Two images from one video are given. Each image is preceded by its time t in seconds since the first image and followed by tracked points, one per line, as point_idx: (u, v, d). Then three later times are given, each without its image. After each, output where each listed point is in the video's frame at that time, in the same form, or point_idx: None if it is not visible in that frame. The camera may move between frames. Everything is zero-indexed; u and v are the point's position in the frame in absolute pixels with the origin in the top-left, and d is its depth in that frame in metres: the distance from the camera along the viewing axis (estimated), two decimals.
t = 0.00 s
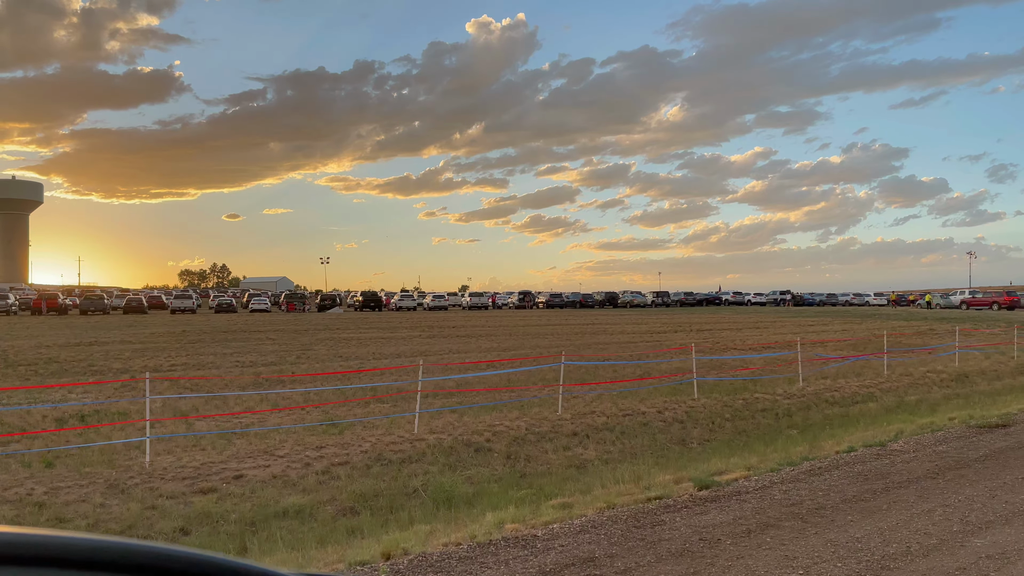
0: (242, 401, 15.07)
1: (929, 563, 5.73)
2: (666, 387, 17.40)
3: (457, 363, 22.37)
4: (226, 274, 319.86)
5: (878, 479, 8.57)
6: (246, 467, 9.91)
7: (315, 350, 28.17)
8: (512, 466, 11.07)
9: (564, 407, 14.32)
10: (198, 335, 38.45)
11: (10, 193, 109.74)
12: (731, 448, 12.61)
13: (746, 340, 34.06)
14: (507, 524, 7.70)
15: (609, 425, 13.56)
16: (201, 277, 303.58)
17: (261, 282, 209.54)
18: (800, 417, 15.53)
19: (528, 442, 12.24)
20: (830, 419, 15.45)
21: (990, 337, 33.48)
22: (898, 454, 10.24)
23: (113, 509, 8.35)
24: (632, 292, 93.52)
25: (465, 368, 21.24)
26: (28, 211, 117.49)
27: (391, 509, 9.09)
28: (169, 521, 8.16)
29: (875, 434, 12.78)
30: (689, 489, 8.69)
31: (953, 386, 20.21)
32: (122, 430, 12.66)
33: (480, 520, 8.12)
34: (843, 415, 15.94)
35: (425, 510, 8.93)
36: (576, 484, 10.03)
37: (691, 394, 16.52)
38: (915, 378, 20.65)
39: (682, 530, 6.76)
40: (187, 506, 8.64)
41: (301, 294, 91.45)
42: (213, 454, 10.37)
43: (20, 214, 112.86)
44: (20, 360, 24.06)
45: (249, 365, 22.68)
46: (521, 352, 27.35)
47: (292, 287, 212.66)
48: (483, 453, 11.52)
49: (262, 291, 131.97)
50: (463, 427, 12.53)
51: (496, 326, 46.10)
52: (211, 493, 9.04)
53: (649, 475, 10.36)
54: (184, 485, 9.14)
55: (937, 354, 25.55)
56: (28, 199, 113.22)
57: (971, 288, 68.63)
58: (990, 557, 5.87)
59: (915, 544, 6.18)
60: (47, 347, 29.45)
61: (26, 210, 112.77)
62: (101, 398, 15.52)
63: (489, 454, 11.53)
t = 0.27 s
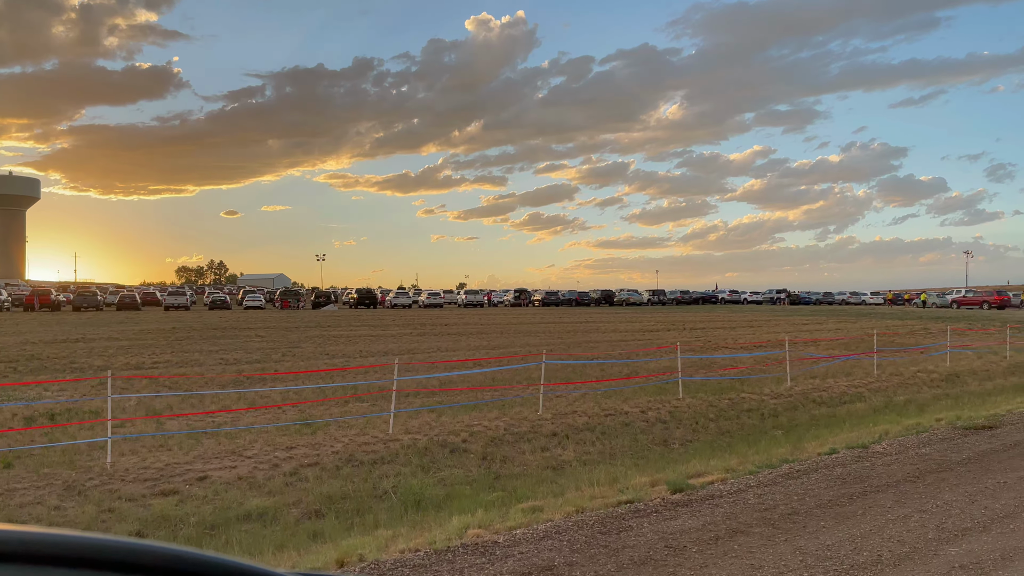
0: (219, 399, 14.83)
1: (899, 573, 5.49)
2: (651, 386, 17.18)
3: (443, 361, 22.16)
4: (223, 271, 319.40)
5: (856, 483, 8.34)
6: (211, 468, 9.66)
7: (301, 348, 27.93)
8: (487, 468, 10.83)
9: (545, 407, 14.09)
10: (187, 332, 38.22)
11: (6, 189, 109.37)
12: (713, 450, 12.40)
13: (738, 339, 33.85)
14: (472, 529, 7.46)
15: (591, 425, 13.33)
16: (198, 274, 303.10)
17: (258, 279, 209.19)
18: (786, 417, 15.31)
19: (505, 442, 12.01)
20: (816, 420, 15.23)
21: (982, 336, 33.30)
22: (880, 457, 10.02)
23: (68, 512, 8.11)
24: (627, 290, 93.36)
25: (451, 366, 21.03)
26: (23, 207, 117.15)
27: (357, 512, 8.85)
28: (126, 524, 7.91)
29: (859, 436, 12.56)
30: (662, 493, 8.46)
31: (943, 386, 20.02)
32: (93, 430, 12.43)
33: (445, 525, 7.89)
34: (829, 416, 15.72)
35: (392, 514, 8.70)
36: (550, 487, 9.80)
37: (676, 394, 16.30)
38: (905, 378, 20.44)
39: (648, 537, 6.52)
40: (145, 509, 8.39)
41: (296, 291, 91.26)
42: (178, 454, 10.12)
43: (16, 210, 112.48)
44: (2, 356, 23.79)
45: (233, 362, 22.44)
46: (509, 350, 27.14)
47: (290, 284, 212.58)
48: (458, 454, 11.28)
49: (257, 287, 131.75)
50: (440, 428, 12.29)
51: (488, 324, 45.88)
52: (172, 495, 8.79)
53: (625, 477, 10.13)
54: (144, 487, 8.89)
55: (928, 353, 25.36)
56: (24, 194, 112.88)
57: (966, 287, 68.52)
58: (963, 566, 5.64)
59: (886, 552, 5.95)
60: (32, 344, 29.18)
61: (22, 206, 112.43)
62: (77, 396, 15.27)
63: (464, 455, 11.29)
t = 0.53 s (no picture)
0: (193, 398, 14.57)
1: None
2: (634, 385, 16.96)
3: (427, 359, 21.95)
4: (217, 267, 318.62)
5: (830, 487, 8.13)
6: (172, 469, 9.41)
7: (286, 345, 27.67)
8: (459, 469, 10.59)
9: (524, 406, 13.86)
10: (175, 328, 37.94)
11: None
12: (692, 450, 12.17)
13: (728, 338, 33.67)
14: (432, 534, 7.22)
15: (569, 425, 13.09)
16: (193, 271, 302.25)
17: (253, 276, 208.77)
18: (769, 417, 15.10)
19: (480, 442, 11.76)
20: (799, 420, 15.02)
21: (973, 336, 33.16)
22: (859, 459, 9.80)
23: (18, 514, 7.85)
24: (621, 288, 93.16)
25: (434, 364, 20.81)
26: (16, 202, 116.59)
27: (320, 514, 8.61)
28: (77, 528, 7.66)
29: (841, 437, 12.36)
30: (632, 496, 8.24)
31: (930, 386, 19.85)
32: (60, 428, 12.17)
33: (407, 529, 7.65)
34: (814, 416, 15.51)
35: (355, 516, 8.45)
36: (522, 489, 9.57)
37: (658, 393, 16.08)
38: (892, 378, 20.25)
39: (609, 543, 6.29)
40: (100, 511, 8.14)
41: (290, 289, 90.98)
42: (141, 454, 9.86)
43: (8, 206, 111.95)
44: None
45: (214, 359, 22.19)
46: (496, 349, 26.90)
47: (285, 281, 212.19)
48: (430, 455, 11.03)
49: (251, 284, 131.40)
50: (414, 427, 12.04)
51: (478, 322, 45.60)
52: (129, 497, 8.54)
53: (599, 479, 9.90)
54: (101, 489, 8.64)
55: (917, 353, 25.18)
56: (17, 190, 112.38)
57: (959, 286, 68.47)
58: None
59: (854, 560, 5.73)
60: (15, 340, 28.89)
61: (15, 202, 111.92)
62: (49, 393, 15.02)
63: (437, 455, 11.05)
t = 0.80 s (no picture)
0: (164, 397, 14.32)
1: None
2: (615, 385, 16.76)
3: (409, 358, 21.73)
4: (211, 264, 317.70)
5: (802, 492, 7.91)
6: (129, 471, 9.15)
7: (270, 343, 27.42)
8: (427, 472, 10.35)
9: (500, 406, 13.63)
10: (160, 326, 37.66)
11: None
12: (670, 453, 11.96)
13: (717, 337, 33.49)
14: (387, 540, 6.97)
15: (546, 426, 12.87)
16: (187, 268, 301.28)
17: (246, 274, 208.13)
18: (751, 418, 14.88)
19: (452, 443, 11.52)
20: (781, 421, 14.82)
21: (961, 335, 33.11)
22: (835, 462, 9.60)
23: None
24: (614, 287, 92.97)
25: (416, 363, 20.58)
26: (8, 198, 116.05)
27: (279, 518, 8.36)
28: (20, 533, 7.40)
29: (821, 439, 12.15)
30: (599, 501, 8.02)
31: (916, 386, 19.68)
32: (25, 428, 11.91)
33: (363, 535, 7.40)
34: (796, 417, 15.31)
35: (315, 521, 8.20)
36: (490, 493, 9.33)
37: (639, 393, 15.87)
38: (877, 378, 20.08)
39: (566, 552, 6.06)
40: (47, 515, 7.87)
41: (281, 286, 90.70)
42: (98, 456, 9.59)
43: None
44: None
45: (194, 357, 21.92)
46: (481, 347, 26.69)
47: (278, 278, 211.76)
48: (400, 457, 10.79)
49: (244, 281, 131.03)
50: (385, 428, 11.80)
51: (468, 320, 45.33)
52: (81, 501, 8.28)
53: (570, 483, 9.68)
54: (53, 493, 8.39)
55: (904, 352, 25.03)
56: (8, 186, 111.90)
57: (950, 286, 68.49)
58: None
59: (816, 571, 5.50)
60: None
61: (6, 198, 111.48)
62: (18, 391, 14.76)
63: (406, 457, 10.81)
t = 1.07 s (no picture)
0: (135, 397, 14.05)
1: None
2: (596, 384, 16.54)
3: (392, 358, 21.48)
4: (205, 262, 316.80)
5: (772, 497, 7.69)
6: (84, 475, 8.89)
7: (253, 342, 27.14)
8: (395, 474, 10.10)
9: (476, 407, 13.39)
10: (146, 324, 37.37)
11: None
12: (646, 455, 11.72)
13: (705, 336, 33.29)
14: (339, 548, 6.73)
15: (522, 427, 12.62)
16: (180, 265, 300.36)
17: (240, 272, 207.53)
18: (732, 419, 14.65)
19: (424, 445, 11.27)
20: (763, 422, 14.60)
21: (951, 335, 33.02)
22: (810, 465, 9.38)
23: None
24: (607, 286, 92.81)
25: (398, 362, 20.34)
26: None
27: (235, 523, 8.11)
28: None
29: (800, 441, 11.94)
30: (564, 506, 7.79)
31: (901, 387, 19.51)
32: None
33: (317, 541, 7.16)
34: (779, 417, 15.09)
35: (271, 526, 7.95)
36: (457, 497, 9.09)
37: (620, 393, 15.65)
38: (863, 378, 19.88)
39: (518, 561, 5.83)
40: None
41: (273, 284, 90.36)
42: (54, 459, 9.33)
43: None
44: None
45: (173, 356, 21.65)
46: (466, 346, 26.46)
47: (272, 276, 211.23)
48: (368, 459, 10.53)
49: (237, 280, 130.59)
50: (356, 429, 11.55)
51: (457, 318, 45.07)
52: (30, 505, 8.02)
53: (540, 486, 9.44)
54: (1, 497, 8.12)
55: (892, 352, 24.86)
56: None
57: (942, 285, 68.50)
58: None
59: None
60: None
61: None
62: None
63: (375, 459, 10.56)
